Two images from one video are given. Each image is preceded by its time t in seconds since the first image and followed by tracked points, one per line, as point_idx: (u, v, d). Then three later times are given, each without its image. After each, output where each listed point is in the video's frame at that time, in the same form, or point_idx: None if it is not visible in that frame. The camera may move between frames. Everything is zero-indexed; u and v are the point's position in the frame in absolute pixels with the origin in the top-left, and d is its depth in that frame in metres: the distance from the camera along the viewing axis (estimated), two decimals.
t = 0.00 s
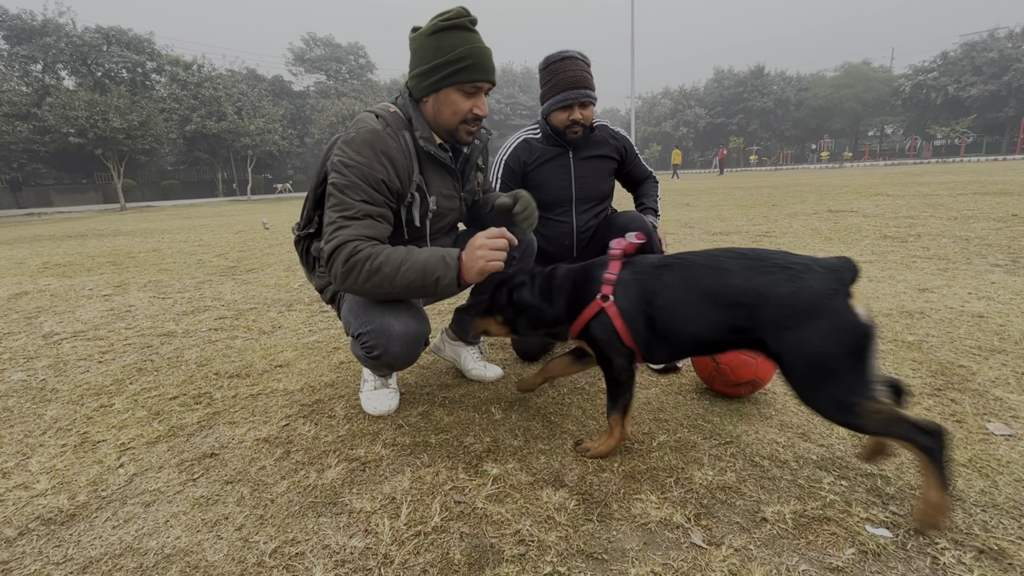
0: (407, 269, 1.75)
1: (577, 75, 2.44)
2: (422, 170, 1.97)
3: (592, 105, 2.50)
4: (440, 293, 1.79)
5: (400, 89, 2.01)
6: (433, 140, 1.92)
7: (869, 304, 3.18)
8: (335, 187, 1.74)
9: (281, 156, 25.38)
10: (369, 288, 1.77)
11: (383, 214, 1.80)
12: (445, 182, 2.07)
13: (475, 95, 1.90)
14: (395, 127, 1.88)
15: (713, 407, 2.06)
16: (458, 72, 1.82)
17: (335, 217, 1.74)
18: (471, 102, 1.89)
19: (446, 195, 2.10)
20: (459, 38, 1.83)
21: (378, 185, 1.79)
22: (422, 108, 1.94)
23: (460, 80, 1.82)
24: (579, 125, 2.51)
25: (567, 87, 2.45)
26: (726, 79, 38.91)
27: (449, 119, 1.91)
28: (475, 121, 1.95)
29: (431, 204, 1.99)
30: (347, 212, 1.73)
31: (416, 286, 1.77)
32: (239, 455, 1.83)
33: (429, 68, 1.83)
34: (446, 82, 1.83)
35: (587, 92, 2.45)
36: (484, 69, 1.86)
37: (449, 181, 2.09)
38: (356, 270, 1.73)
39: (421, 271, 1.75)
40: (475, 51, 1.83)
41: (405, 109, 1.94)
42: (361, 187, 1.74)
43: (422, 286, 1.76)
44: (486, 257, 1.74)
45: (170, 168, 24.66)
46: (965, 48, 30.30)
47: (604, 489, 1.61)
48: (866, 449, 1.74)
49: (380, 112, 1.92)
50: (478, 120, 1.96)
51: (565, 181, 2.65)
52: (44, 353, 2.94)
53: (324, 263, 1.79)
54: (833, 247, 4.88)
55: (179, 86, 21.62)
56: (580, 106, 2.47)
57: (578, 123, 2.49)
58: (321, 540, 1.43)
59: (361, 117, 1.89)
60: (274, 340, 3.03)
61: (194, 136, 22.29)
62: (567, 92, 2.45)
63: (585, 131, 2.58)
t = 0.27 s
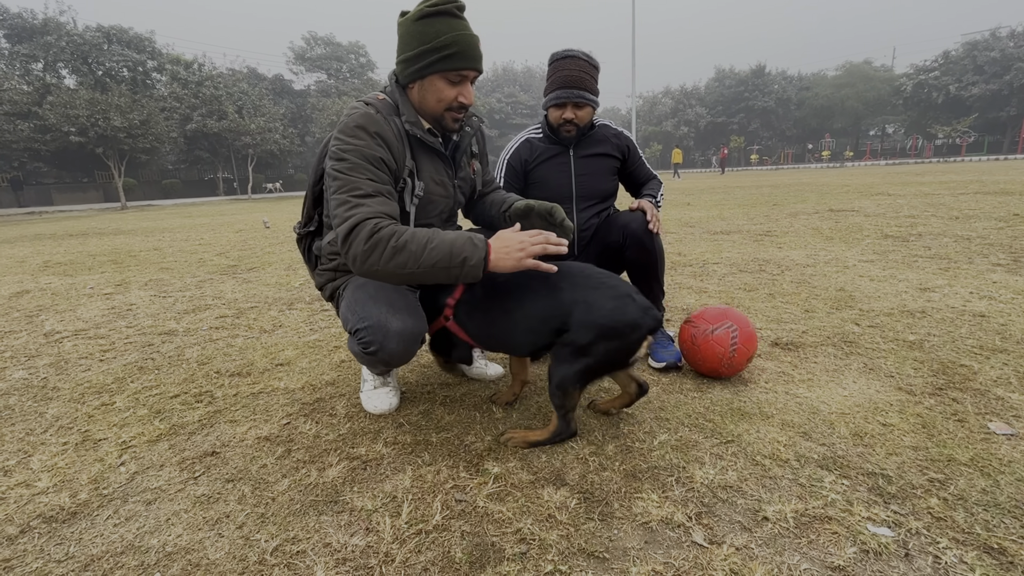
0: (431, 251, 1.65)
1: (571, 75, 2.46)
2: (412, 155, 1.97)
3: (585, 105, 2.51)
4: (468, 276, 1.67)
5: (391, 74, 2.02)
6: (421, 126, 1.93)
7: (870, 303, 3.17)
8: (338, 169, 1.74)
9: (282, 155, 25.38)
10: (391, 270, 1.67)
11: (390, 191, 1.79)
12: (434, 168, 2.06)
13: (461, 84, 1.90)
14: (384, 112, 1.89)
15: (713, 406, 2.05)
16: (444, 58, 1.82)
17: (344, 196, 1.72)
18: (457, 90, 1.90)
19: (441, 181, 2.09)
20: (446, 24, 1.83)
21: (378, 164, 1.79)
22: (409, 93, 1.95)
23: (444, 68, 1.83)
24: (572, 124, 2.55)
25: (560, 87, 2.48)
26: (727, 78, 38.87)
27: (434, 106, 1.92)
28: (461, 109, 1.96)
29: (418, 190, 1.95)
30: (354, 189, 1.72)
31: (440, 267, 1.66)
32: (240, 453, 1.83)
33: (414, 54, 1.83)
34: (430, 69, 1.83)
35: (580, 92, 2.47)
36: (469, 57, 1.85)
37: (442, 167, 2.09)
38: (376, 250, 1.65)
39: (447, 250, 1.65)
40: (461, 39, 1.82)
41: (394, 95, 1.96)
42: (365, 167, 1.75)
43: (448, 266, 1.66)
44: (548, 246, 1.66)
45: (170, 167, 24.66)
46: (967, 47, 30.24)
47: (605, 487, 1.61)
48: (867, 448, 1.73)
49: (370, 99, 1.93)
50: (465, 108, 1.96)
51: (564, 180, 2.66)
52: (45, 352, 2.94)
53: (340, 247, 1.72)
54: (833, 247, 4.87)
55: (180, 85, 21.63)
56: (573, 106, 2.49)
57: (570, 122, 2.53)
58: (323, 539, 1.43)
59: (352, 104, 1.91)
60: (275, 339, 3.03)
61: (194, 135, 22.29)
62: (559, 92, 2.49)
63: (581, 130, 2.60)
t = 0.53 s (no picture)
0: (433, 250, 1.69)
1: (572, 80, 2.46)
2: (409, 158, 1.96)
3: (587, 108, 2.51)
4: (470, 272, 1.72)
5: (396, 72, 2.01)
6: (418, 129, 1.92)
7: (871, 303, 3.17)
8: (339, 167, 1.76)
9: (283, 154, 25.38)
10: (394, 269, 1.69)
11: (389, 190, 1.81)
12: (431, 172, 2.03)
13: (466, 99, 1.91)
14: (384, 114, 1.90)
15: (714, 405, 2.05)
16: (452, 71, 1.82)
17: (346, 195, 1.73)
18: (461, 104, 1.91)
19: (436, 185, 2.05)
20: (461, 37, 1.82)
21: (376, 163, 1.80)
22: (412, 96, 1.94)
23: (453, 83, 1.84)
24: (573, 127, 2.56)
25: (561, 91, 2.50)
26: (728, 78, 38.82)
27: (436, 115, 1.93)
28: (461, 121, 1.98)
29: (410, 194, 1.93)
30: (355, 188, 1.74)
31: (443, 264, 1.70)
32: (242, 451, 1.83)
33: (424, 64, 1.83)
34: (440, 81, 1.84)
35: (581, 96, 2.47)
36: (479, 75, 1.86)
37: (438, 170, 2.05)
38: (380, 248, 1.67)
39: (449, 248, 1.69)
40: (474, 56, 1.82)
41: (395, 94, 1.96)
42: (363, 166, 1.77)
43: (450, 262, 1.70)
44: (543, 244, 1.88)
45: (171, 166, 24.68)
46: (969, 46, 30.16)
47: (606, 486, 1.61)
48: (869, 447, 1.73)
49: (371, 97, 1.94)
50: (466, 121, 1.99)
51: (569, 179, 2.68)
52: (47, 351, 2.95)
53: (342, 245, 1.73)
54: (835, 246, 4.87)
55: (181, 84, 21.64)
56: (574, 111, 2.50)
57: (570, 126, 2.55)
58: (324, 537, 1.43)
59: (354, 103, 1.93)
60: (275, 338, 3.03)
61: (195, 134, 22.30)
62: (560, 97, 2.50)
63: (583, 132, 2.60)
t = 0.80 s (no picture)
0: (418, 228, 1.74)
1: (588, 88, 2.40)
2: (391, 149, 1.98)
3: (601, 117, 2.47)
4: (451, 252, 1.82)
5: (384, 65, 2.01)
6: (396, 122, 1.94)
7: (872, 302, 3.17)
8: (322, 150, 1.78)
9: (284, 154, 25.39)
10: (380, 246, 1.70)
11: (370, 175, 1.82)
12: (414, 164, 2.03)
13: (453, 104, 1.94)
14: (366, 105, 1.92)
15: (714, 405, 2.06)
16: (440, 80, 1.84)
17: (331, 173, 1.73)
18: (447, 109, 1.94)
19: (418, 177, 2.05)
20: (453, 45, 1.82)
21: (355, 150, 1.81)
22: (397, 93, 1.95)
23: (439, 89, 1.85)
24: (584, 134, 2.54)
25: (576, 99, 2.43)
26: (729, 77, 38.78)
27: (422, 117, 1.95)
28: (445, 125, 2.01)
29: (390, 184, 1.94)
30: (340, 167, 1.75)
31: (427, 243, 1.76)
32: (243, 451, 1.84)
33: (412, 66, 1.83)
34: (427, 85, 1.85)
35: (596, 105, 2.42)
36: (468, 85, 1.88)
37: (421, 162, 2.05)
38: (369, 224, 1.68)
39: (433, 227, 1.77)
40: (466, 66, 1.84)
41: (378, 87, 1.97)
42: (345, 150, 1.79)
43: (435, 241, 1.77)
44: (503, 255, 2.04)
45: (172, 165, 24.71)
46: (970, 45, 30.09)
47: (607, 486, 1.61)
48: (869, 447, 1.74)
49: (354, 89, 1.96)
50: (450, 126, 2.01)
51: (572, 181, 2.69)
52: (49, 350, 2.95)
53: (326, 222, 1.70)
54: (836, 245, 4.86)
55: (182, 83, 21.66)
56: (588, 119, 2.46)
57: (582, 134, 2.52)
58: (325, 536, 1.44)
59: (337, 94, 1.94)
60: (276, 337, 3.04)
61: (196, 134, 22.31)
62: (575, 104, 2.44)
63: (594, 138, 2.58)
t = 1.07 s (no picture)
0: (391, 229, 1.65)
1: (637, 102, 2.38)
2: (393, 146, 1.98)
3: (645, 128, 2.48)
4: (425, 260, 1.68)
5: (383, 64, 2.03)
6: (400, 117, 1.93)
7: (873, 301, 3.17)
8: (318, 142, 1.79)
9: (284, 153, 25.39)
10: (347, 238, 1.66)
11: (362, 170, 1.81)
12: (416, 160, 2.05)
13: (452, 93, 1.93)
14: (366, 102, 1.93)
15: (715, 404, 2.06)
16: (435, 67, 1.83)
17: (316, 164, 1.74)
18: (447, 98, 1.92)
19: (421, 173, 2.07)
20: (445, 32, 1.83)
21: (354, 146, 1.83)
22: (397, 90, 1.96)
23: (436, 77, 1.84)
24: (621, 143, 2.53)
25: (625, 114, 2.39)
26: (730, 76, 38.75)
27: (422, 110, 1.95)
28: (448, 116, 1.99)
29: (396, 180, 1.95)
30: (327, 158, 1.74)
31: (399, 246, 1.66)
32: (245, 450, 1.84)
33: (408, 58, 1.84)
34: (423, 74, 1.84)
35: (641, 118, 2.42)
36: (464, 70, 1.87)
37: (423, 158, 2.07)
38: (337, 214, 1.64)
39: (409, 231, 1.66)
40: (459, 51, 1.83)
41: (379, 85, 1.98)
42: (339, 142, 1.79)
43: (407, 245, 1.66)
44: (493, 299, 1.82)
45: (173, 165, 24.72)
46: (972, 43, 30.03)
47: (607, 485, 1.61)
48: (869, 446, 1.74)
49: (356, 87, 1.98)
50: (452, 116, 1.99)
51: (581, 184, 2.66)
52: (50, 350, 2.96)
53: (302, 209, 1.71)
54: (836, 244, 4.86)
55: (182, 83, 21.67)
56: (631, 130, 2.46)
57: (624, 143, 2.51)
58: (326, 535, 1.44)
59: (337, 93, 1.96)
60: (277, 337, 3.04)
61: (197, 133, 22.32)
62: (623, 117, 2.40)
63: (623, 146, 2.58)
